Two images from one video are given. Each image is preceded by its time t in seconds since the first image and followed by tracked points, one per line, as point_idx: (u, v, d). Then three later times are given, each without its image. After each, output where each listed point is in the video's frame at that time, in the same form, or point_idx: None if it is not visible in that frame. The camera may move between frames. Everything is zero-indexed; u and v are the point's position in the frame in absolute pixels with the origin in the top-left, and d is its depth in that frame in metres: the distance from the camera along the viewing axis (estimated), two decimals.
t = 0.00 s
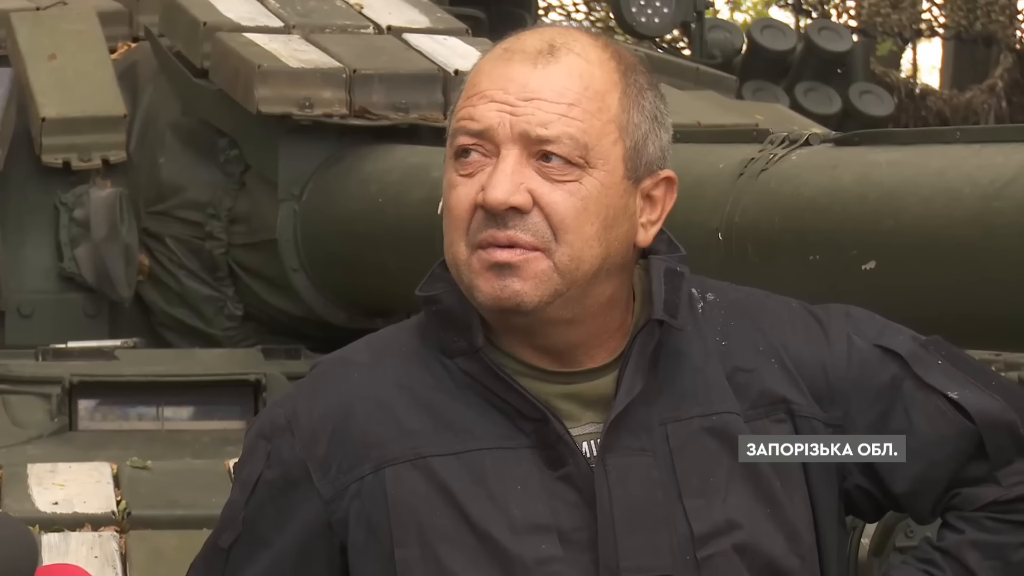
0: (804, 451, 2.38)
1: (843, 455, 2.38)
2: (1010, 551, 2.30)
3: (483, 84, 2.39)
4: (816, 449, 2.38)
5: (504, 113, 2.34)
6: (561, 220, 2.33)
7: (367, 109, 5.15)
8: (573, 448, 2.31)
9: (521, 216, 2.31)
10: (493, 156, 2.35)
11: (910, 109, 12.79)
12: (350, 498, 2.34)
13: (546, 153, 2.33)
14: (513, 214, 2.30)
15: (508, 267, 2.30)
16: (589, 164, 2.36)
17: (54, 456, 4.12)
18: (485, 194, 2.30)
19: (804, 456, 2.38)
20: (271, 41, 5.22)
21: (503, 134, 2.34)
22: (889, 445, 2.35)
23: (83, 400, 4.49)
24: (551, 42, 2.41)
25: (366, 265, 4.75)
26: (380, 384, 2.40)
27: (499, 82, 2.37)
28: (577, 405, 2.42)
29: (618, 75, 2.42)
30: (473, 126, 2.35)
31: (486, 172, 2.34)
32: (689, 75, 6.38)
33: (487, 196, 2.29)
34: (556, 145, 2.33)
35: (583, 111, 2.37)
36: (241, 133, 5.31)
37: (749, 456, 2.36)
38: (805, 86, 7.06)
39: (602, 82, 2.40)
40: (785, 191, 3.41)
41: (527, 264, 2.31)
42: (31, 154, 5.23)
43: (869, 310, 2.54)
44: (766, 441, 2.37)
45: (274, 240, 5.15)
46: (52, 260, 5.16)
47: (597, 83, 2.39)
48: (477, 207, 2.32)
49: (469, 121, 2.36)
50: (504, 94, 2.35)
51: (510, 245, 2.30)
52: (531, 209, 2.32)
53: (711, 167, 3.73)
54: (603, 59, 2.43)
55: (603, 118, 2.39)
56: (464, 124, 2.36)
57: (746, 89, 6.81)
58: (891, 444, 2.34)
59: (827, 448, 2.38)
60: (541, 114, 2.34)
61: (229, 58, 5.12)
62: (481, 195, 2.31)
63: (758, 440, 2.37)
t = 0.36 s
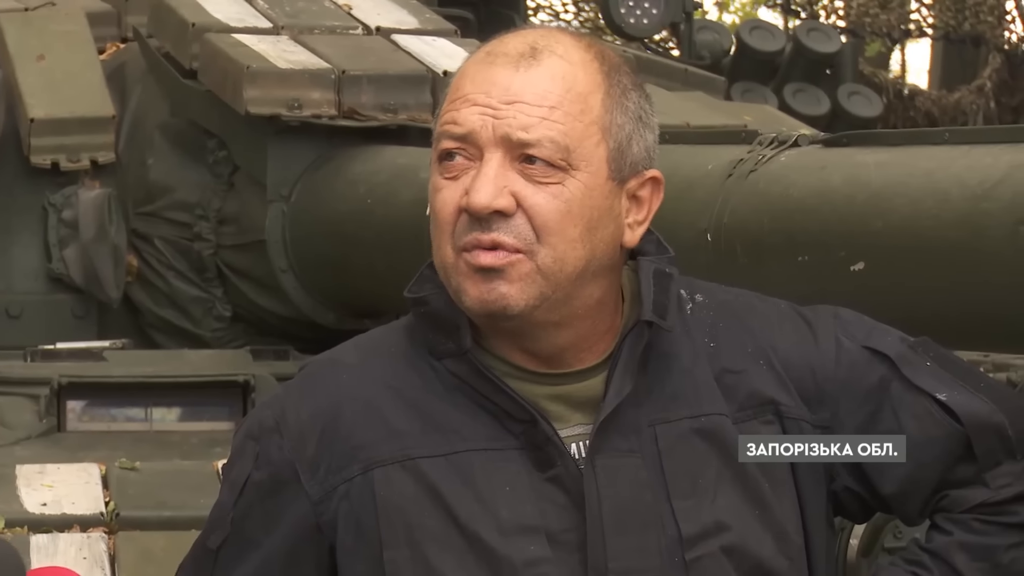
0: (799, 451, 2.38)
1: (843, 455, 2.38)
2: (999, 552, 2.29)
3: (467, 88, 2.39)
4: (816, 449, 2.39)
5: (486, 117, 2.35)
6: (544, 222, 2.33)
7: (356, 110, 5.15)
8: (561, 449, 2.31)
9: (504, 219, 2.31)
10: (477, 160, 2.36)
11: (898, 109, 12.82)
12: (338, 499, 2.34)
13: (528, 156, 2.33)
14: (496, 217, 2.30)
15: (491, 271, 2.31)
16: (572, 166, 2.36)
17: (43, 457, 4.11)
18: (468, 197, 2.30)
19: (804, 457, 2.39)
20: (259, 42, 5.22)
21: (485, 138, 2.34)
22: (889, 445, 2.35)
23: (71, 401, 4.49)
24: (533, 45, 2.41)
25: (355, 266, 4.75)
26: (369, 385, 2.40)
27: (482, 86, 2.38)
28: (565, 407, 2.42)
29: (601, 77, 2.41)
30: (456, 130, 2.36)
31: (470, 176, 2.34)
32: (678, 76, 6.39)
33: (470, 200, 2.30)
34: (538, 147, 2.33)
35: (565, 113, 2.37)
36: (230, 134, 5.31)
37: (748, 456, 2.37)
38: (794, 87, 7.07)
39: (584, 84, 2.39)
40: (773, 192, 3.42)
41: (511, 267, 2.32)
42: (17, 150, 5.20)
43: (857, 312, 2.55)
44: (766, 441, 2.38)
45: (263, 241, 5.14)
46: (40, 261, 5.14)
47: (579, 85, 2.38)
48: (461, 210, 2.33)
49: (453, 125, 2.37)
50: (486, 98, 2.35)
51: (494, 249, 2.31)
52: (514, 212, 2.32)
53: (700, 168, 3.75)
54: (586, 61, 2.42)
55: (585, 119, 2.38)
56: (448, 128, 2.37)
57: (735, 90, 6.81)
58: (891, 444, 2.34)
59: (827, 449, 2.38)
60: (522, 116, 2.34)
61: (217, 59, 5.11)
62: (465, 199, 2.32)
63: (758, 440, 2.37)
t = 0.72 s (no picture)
0: (799, 451, 2.39)
1: (843, 455, 2.38)
2: (998, 553, 2.29)
3: (463, 88, 2.39)
4: (816, 449, 2.39)
5: (482, 118, 2.35)
6: (542, 222, 2.33)
7: (355, 110, 5.15)
8: (561, 449, 2.31)
9: (500, 220, 2.31)
10: (473, 161, 2.36)
11: (897, 109, 12.82)
12: (337, 498, 2.34)
13: (524, 156, 2.33)
14: (492, 218, 2.30)
15: (488, 272, 2.31)
16: (569, 166, 2.36)
17: (42, 457, 4.11)
18: (465, 198, 2.30)
19: (804, 456, 2.39)
20: (259, 42, 5.22)
21: (482, 138, 2.34)
22: (888, 445, 2.35)
23: (71, 401, 4.49)
24: (529, 45, 2.41)
25: (354, 266, 4.75)
26: (368, 384, 2.40)
27: (478, 86, 2.38)
28: (564, 407, 2.42)
29: (597, 76, 2.41)
30: (453, 131, 2.36)
31: (467, 177, 2.34)
32: (676, 76, 6.40)
33: (466, 201, 2.30)
34: (534, 147, 2.33)
35: (561, 114, 2.37)
36: (228, 133, 5.31)
37: (749, 456, 2.37)
38: (793, 87, 7.07)
39: (580, 83, 2.39)
40: (772, 192, 3.43)
41: (509, 267, 2.32)
42: (17, 151, 5.21)
43: (856, 312, 2.55)
44: (766, 441, 2.38)
45: (262, 241, 5.14)
46: (39, 260, 5.14)
47: (576, 85, 2.38)
48: (458, 212, 2.33)
49: (449, 126, 2.37)
50: (482, 98, 2.36)
51: (491, 250, 2.31)
52: (511, 213, 2.32)
53: (699, 168, 3.76)
54: (582, 60, 2.42)
55: (582, 119, 2.38)
56: (444, 129, 2.37)
57: (735, 90, 6.80)
58: (891, 444, 2.35)
59: (827, 448, 2.39)
60: (518, 117, 2.34)
61: (216, 59, 5.11)
62: (461, 200, 2.32)
63: (758, 440, 2.37)
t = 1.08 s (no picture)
0: (799, 451, 2.38)
1: (843, 455, 2.37)
2: (998, 554, 2.30)
3: (460, 90, 2.39)
4: (816, 449, 2.38)
5: (479, 119, 2.35)
6: (540, 223, 2.33)
7: (355, 110, 5.14)
8: (561, 450, 2.32)
9: (498, 221, 2.31)
10: (471, 162, 2.36)
11: (897, 111, 12.82)
12: (337, 499, 2.34)
13: (522, 158, 2.33)
14: (490, 220, 2.31)
15: (487, 274, 2.31)
16: (567, 168, 2.36)
17: (42, 457, 4.12)
18: (462, 201, 2.30)
19: (804, 457, 2.38)
20: (258, 42, 5.22)
21: (479, 140, 2.34)
22: (889, 445, 2.34)
23: (71, 401, 4.49)
24: (525, 46, 2.41)
25: (354, 266, 4.75)
26: (368, 385, 2.40)
27: (475, 88, 2.38)
28: (564, 408, 2.43)
29: (594, 77, 2.41)
30: (450, 133, 2.36)
31: (465, 179, 2.34)
32: (677, 76, 6.40)
33: (464, 203, 2.30)
34: (532, 149, 2.33)
35: (558, 114, 2.37)
36: (228, 133, 5.31)
37: (748, 456, 2.37)
38: (794, 87, 7.06)
39: (578, 84, 2.39)
40: (773, 192, 3.43)
41: (507, 270, 2.32)
42: (17, 152, 5.21)
43: (856, 313, 2.55)
44: (766, 441, 2.38)
45: (262, 241, 5.14)
46: (39, 260, 5.14)
47: (573, 86, 2.39)
48: (455, 214, 2.33)
49: (446, 128, 2.37)
50: (478, 100, 2.36)
51: (489, 252, 2.31)
52: (509, 215, 2.32)
53: (699, 168, 3.76)
54: (579, 62, 2.42)
55: (579, 120, 2.38)
56: (442, 131, 2.37)
57: (734, 90, 6.80)
58: (891, 444, 2.34)
59: (827, 448, 2.38)
60: (515, 119, 2.34)
61: (216, 59, 5.11)
62: (459, 202, 2.32)
63: (758, 440, 2.37)
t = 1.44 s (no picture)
0: (799, 451, 2.38)
1: (843, 455, 2.37)
2: (999, 551, 2.29)
3: (456, 93, 2.39)
4: (816, 449, 2.38)
5: (477, 121, 2.34)
6: (541, 224, 2.34)
7: (354, 110, 5.14)
8: (560, 449, 2.32)
9: (500, 223, 2.31)
10: (470, 164, 2.36)
11: (897, 112, 12.83)
12: (337, 499, 2.34)
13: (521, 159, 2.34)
14: (492, 221, 2.31)
15: (490, 275, 2.32)
16: (565, 167, 2.36)
17: (42, 457, 4.11)
18: (463, 203, 2.31)
19: (804, 456, 2.38)
20: (258, 42, 5.22)
21: (478, 142, 2.34)
22: (888, 445, 2.34)
23: (70, 401, 4.50)
24: (520, 48, 2.40)
25: (354, 265, 4.75)
26: (368, 385, 2.40)
27: (471, 90, 2.37)
28: (564, 406, 2.42)
29: (589, 77, 2.42)
30: (448, 135, 2.36)
31: (465, 181, 2.34)
32: (676, 76, 6.40)
33: (466, 206, 2.30)
34: (531, 149, 2.33)
35: (555, 114, 2.37)
36: (228, 133, 5.31)
37: (748, 456, 2.37)
38: (794, 87, 7.06)
39: (573, 84, 2.40)
40: (772, 192, 3.43)
41: (509, 271, 2.32)
42: (17, 152, 5.20)
43: (857, 310, 2.55)
44: (766, 441, 2.38)
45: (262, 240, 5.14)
46: (39, 260, 5.14)
47: (568, 87, 2.39)
48: (456, 216, 2.33)
49: (444, 130, 2.36)
50: (476, 102, 2.35)
51: (492, 253, 2.32)
52: (510, 216, 2.32)
53: (699, 168, 3.77)
54: (573, 62, 2.42)
55: (576, 120, 2.39)
56: (439, 133, 2.37)
57: (734, 90, 6.81)
58: (890, 444, 2.34)
59: (827, 448, 2.38)
60: (513, 120, 2.34)
61: (216, 59, 5.11)
62: (460, 204, 2.32)
63: (758, 440, 2.37)
